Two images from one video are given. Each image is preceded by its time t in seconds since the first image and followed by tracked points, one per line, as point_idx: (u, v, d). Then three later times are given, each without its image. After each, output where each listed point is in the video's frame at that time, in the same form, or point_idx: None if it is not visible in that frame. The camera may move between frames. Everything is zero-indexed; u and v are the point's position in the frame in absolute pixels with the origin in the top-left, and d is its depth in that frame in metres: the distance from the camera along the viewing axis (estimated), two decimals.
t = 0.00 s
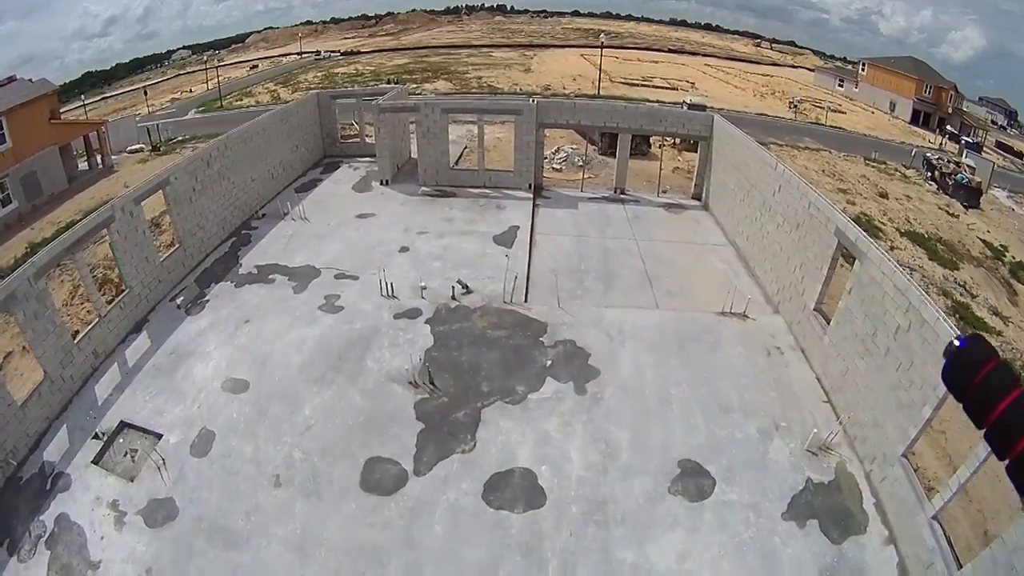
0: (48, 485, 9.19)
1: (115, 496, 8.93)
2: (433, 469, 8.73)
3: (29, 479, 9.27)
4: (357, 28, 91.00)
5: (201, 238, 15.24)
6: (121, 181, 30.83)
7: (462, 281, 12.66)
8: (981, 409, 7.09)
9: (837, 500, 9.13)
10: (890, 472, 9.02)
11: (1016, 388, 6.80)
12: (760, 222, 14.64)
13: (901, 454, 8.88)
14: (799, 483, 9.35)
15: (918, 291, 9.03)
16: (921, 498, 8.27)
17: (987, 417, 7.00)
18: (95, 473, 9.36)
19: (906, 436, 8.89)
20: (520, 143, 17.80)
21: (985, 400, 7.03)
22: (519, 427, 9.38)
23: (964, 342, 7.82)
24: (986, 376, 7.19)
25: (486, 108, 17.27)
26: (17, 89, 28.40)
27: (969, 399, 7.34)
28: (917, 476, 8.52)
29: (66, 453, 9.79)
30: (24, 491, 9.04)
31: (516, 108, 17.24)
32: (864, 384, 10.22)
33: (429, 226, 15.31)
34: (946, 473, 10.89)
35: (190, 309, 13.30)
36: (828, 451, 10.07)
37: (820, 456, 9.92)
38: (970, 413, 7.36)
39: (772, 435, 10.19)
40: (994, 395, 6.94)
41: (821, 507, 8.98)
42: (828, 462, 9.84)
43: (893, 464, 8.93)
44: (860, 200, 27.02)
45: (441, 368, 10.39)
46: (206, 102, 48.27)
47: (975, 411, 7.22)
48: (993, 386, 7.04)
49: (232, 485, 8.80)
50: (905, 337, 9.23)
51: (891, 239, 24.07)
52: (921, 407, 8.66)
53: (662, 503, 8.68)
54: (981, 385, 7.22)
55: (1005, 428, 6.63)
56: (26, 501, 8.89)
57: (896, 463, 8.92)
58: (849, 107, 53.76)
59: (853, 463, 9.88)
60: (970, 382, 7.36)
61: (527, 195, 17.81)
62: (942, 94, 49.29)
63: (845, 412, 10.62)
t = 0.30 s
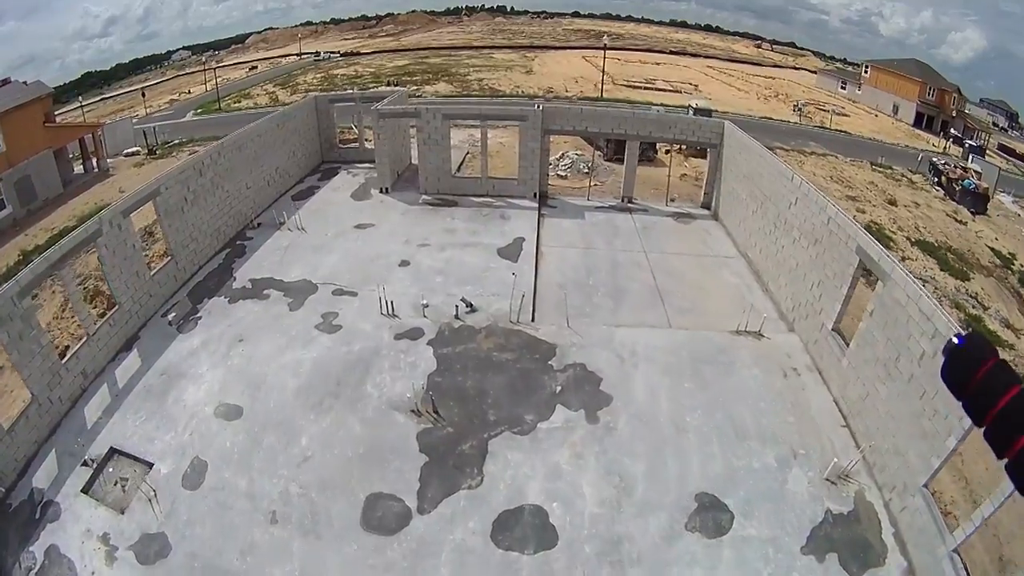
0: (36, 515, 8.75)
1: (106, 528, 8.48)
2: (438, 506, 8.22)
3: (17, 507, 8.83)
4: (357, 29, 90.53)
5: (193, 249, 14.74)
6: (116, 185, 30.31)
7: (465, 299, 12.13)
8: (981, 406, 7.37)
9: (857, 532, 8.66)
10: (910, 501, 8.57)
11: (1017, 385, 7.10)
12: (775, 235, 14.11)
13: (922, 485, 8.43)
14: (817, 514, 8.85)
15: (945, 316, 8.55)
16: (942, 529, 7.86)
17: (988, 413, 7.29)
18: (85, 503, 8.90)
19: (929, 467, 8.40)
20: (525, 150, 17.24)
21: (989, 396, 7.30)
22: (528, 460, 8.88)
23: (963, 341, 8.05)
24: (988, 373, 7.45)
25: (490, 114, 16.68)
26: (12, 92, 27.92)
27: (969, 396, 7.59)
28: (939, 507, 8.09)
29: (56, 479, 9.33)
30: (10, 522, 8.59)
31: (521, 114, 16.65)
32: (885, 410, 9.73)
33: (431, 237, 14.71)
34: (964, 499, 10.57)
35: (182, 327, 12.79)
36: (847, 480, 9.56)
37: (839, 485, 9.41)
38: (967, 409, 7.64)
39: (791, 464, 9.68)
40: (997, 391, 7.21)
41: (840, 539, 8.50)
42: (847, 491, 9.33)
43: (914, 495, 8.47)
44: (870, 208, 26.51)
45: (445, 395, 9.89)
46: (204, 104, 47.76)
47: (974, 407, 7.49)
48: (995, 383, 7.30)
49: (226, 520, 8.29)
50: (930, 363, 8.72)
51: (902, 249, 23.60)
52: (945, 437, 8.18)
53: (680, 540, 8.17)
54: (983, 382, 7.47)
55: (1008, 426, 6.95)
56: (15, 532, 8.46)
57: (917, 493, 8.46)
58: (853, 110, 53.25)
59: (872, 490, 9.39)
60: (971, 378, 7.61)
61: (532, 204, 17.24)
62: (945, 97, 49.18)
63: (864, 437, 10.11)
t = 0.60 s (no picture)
0: (28, 546, 8.37)
1: (99, 564, 8.08)
2: (448, 547, 7.78)
3: (8, 538, 8.45)
4: (359, 34, 90.54)
5: (188, 265, 14.34)
6: (114, 193, 29.99)
7: (473, 320, 11.69)
8: (981, 434, 7.52)
9: (880, 564, 8.23)
10: (932, 531, 8.18)
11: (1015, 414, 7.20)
12: (792, 252, 13.68)
13: (945, 514, 8.05)
14: (839, 547, 8.41)
15: (974, 343, 8.12)
16: (965, 561, 7.52)
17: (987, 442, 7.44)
18: (78, 535, 8.51)
19: (953, 497, 8.00)
20: (531, 161, 16.80)
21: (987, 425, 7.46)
22: (541, 496, 8.44)
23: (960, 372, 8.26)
24: (987, 402, 7.57)
25: (496, 124, 16.20)
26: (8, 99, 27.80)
27: (970, 425, 7.74)
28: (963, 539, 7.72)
29: (48, 509, 8.93)
30: None
31: (529, 124, 16.18)
32: (906, 437, 9.29)
33: (435, 252, 14.26)
34: (984, 522, 9.60)
35: (177, 347, 12.38)
36: (869, 508, 9.10)
37: (861, 514, 8.97)
38: (968, 437, 7.79)
39: (813, 494, 9.22)
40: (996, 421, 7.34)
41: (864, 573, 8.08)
42: (868, 520, 8.88)
43: (936, 524, 8.10)
44: (880, 217, 26.09)
45: (453, 425, 9.47)
46: (204, 110, 47.53)
47: (974, 435, 7.65)
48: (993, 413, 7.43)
49: (224, 559, 7.85)
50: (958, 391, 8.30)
51: (914, 260, 23.17)
52: (971, 467, 7.75)
53: None
54: (982, 411, 7.60)
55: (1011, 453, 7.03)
56: (4, 565, 8.08)
57: (940, 523, 8.07)
58: (858, 115, 52.84)
59: (893, 518, 8.96)
60: (971, 407, 7.76)
61: (539, 217, 16.78)
62: (949, 101, 48.26)
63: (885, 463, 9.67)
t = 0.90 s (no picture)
0: None
1: None
2: None
3: None
4: (359, 37, 90.35)
5: (181, 278, 13.94)
6: (110, 200, 29.59)
7: (478, 339, 11.26)
8: (970, 467, 7.74)
9: None
10: (953, 557, 7.86)
11: (1004, 447, 7.40)
12: (807, 264, 13.26)
13: (968, 538, 7.71)
14: None
15: (1001, 365, 7.71)
16: None
17: (977, 476, 7.62)
18: (69, 569, 8.09)
19: (976, 522, 7.65)
20: (537, 169, 16.34)
21: (976, 458, 7.65)
22: (554, 531, 8.01)
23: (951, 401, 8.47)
24: (977, 435, 7.77)
25: (500, 130, 15.73)
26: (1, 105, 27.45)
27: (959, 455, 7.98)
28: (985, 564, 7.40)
29: (40, 537, 8.52)
30: None
31: (534, 130, 15.71)
32: (926, 460, 8.86)
33: (438, 265, 13.83)
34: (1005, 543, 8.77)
35: (169, 367, 11.98)
36: (889, 533, 8.68)
37: (880, 540, 8.55)
38: (957, 469, 8.00)
39: (833, 520, 8.79)
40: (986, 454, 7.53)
41: None
42: (888, 546, 8.47)
43: (957, 549, 7.79)
44: (889, 224, 25.70)
45: (460, 454, 9.06)
46: (203, 114, 47.17)
47: (964, 468, 7.85)
48: (983, 446, 7.61)
49: None
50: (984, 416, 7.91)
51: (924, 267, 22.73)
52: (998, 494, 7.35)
53: None
54: (971, 443, 7.80)
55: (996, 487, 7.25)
56: None
57: (962, 548, 7.74)
58: (861, 117, 52.47)
59: (912, 542, 8.57)
60: (960, 440, 7.97)
61: (545, 226, 16.30)
62: (952, 102, 47.74)
63: (904, 484, 9.27)
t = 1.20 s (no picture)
0: None
1: None
2: None
3: None
4: (359, 38, 90.00)
5: (173, 292, 13.55)
6: (106, 206, 29.15)
7: (482, 359, 10.81)
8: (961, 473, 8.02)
9: None
10: None
11: (993, 455, 7.69)
12: (824, 275, 12.83)
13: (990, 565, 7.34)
14: None
15: None
16: None
17: (965, 483, 7.94)
18: None
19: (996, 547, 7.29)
20: (541, 176, 15.79)
21: (964, 466, 7.98)
22: (566, 568, 7.59)
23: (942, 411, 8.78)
24: (964, 443, 8.11)
25: (504, 135, 15.21)
26: None
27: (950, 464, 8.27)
28: None
29: (28, 568, 8.12)
30: None
31: (539, 135, 15.16)
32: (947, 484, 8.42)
33: (440, 277, 13.36)
34: None
35: (161, 387, 11.55)
36: (908, 558, 8.26)
37: (899, 566, 8.13)
38: (947, 478, 8.32)
39: (853, 547, 8.35)
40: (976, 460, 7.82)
41: None
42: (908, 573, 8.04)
43: None
44: (898, 229, 25.30)
45: (465, 485, 8.67)
46: (201, 116, 46.74)
47: (953, 476, 8.18)
48: (970, 454, 7.95)
49: None
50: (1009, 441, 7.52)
51: (936, 274, 22.22)
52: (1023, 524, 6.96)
53: None
54: (960, 452, 8.13)
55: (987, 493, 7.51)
56: None
57: None
58: (864, 117, 51.97)
59: (932, 568, 8.13)
60: (951, 448, 8.30)
61: (551, 235, 15.78)
62: (955, 103, 47.39)
63: (922, 508, 8.83)
